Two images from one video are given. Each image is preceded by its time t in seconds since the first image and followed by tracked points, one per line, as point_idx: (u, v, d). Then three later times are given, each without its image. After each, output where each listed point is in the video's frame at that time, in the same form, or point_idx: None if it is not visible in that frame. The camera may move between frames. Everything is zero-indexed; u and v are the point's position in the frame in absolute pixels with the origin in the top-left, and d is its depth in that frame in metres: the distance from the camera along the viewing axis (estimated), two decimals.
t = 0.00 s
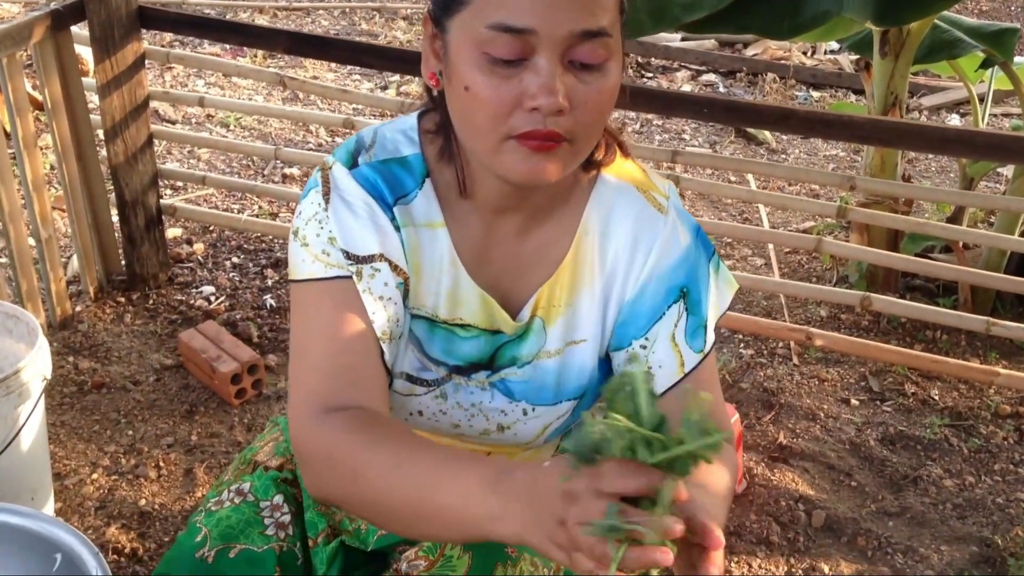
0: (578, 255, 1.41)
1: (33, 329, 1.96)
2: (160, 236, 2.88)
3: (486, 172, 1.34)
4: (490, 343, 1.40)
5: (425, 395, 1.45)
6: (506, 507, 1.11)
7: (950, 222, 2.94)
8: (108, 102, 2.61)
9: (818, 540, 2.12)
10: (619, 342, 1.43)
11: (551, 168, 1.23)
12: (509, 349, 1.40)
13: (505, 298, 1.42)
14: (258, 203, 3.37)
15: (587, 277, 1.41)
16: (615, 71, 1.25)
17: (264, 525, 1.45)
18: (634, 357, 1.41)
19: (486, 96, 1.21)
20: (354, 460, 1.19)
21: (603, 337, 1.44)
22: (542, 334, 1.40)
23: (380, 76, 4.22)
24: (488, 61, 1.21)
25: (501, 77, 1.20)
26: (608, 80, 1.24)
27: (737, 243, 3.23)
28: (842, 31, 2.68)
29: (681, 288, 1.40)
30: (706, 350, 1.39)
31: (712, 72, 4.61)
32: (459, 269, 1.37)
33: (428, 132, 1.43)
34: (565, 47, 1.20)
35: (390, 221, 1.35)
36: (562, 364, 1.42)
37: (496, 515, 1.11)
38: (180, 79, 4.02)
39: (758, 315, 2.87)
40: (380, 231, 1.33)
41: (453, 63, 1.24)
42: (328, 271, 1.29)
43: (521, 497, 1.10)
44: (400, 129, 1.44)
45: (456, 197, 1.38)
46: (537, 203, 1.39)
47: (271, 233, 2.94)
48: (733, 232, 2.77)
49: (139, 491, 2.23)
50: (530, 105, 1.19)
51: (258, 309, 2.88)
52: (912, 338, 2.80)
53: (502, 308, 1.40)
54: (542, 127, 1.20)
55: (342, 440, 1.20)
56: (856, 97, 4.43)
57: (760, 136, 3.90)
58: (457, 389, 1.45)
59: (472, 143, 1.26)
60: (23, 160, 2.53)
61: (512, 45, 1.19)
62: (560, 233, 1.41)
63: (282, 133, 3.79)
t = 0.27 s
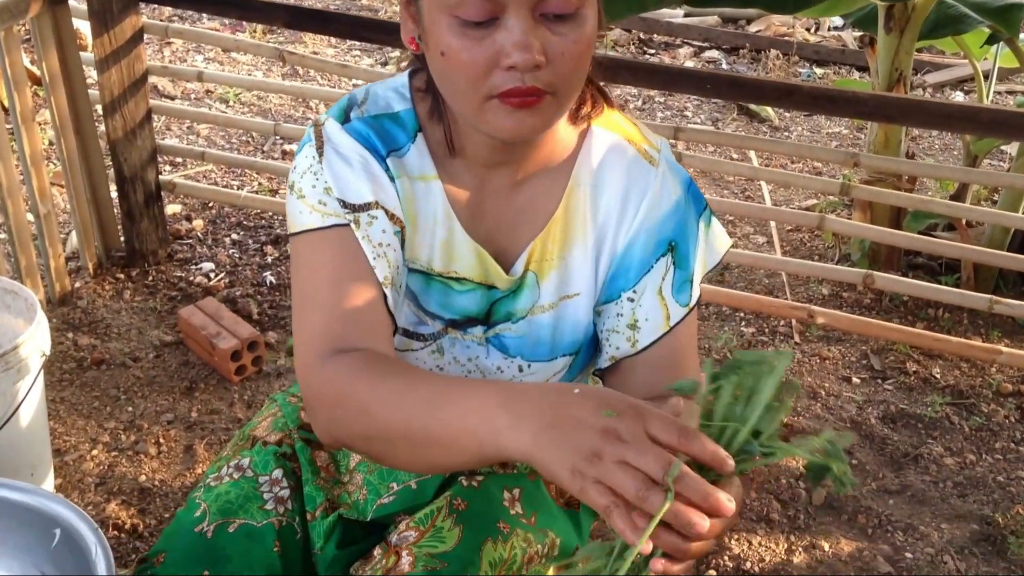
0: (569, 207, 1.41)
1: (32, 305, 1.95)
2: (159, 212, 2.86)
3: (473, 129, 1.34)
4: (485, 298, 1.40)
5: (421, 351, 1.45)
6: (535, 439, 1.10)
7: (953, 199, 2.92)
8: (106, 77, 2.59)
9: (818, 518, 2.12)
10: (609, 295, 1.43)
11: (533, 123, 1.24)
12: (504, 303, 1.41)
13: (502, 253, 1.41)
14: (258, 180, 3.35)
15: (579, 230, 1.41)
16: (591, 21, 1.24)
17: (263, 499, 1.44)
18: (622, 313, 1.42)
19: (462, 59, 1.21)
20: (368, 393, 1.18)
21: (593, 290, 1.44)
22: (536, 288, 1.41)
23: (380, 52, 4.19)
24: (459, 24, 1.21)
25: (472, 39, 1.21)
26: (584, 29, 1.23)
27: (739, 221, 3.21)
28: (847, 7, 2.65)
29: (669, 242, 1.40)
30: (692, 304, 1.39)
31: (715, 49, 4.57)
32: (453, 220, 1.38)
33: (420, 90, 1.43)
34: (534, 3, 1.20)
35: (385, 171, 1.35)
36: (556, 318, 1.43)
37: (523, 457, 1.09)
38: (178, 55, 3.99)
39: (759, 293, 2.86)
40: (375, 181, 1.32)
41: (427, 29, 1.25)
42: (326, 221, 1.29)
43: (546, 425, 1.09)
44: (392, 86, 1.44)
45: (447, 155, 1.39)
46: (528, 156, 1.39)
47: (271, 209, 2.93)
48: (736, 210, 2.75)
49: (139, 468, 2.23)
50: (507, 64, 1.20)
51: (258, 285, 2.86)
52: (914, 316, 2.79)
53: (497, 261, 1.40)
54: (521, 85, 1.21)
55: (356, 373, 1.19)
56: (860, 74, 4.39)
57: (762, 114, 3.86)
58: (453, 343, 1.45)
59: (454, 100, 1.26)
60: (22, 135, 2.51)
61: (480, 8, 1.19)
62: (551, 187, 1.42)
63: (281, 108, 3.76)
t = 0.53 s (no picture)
0: (563, 177, 1.41)
1: (29, 280, 1.94)
2: (158, 188, 2.84)
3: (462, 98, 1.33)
4: (477, 270, 1.39)
5: (413, 325, 1.43)
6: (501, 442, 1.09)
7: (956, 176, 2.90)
8: (103, 50, 2.57)
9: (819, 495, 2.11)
10: (604, 265, 1.45)
11: (524, 90, 1.22)
12: (497, 274, 1.39)
13: (494, 225, 1.41)
14: (257, 155, 3.32)
15: (573, 201, 1.41)
16: None
17: (261, 475, 1.44)
18: (620, 282, 1.44)
19: (452, 25, 1.19)
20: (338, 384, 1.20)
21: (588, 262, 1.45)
22: (529, 260, 1.40)
23: (380, 27, 4.15)
24: None
25: (462, 4, 1.18)
26: None
27: (741, 198, 3.19)
28: None
29: (665, 209, 1.43)
30: (689, 272, 1.44)
31: (717, 25, 4.52)
32: (442, 192, 1.36)
33: (408, 62, 1.42)
34: None
35: (371, 144, 1.34)
36: (550, 289, 1.42)
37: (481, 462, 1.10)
38: (176, 29, 3.95)
39: (761, 270, 2.84)
40: (361, 153, 1.32)
41: None
42: (311, 196, 1.29)
43: (502, 436, 1.09)
44: (380, 59, 1.44)
45: (435, 127, 1.38)
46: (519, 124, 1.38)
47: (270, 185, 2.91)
48: (738, 186, 2.73)
49: (139, 444, 2.22)
50: (495, 28, 1.18)
51: (257, 261, 2.85)
52: (916, 294, 2.78)
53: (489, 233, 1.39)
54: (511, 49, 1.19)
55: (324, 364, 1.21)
56: (864, 50, 4.35)
57: (765, 90, 3.83)
58: (445, 317, 1.43)
59: (444, 69, 1.24)
60: (19, 110, 2.49)
61: None
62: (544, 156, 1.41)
63: (280, 83, 3.73)
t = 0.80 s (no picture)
0: (563, 153, 1.39)
1: (29, 255, 1.93)
2: (158, 163, 2.82)
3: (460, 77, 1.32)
4: (475, 248, 1.36)
5: (410, 304, 1.41)
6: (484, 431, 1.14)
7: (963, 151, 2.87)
8: (103, 24, 2.54)
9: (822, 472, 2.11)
10: (606, 245, 1.42)
11: (521, 74, 1.22)
12: (496, 253, 1.37)
13: (493, 202, 1.38)
14: (258, 130, 3.30)
15: (573, 179, 1.39)
16: None
17: (263, 451, 1.44)
18: (621, 263, 1.41)
19: (451, 4, 1.17)
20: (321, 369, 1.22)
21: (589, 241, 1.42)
22: (529, 238, 1.37)
23: (381, 0, 4.10)
24: None
25: None
26: None
27: (745, 173, 3.16)
28: None
29: (670, 188, 1.41)
30: (695, 252, 1.41)
31: None
32: (436, 170, 1.34)
33: (407, 35, 1.41)
34: None
35: (364, 122, 1.33)
36: (550, 268, 1.40)
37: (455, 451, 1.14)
38: (176, 3, 3.91)
39: (765, 246, 2.82)
40: (353, 133, 1.31)
41: None
42: (299, 173, 1.29)
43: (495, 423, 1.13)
44: (380, 32, 1.42)
45: (434, 102, 1.37)
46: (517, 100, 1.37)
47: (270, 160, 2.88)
48: (743, 161, 2.71)
49: (141, 419, 2.22)
50: (494, 12, 1.16)
51: (258, 237, 2.83)
52: (921, 270, 2.76)
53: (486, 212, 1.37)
54: (509, 34, 1.18)
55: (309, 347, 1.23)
56: (870, 24, 4.30)
57: (770, 65, 3.79)
58: (442, 296, 1.40)
59: (441, 49, 1.23)
60: (18, 83, 2.47)
61: None
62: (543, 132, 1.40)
63: (281, 58, 3.69)
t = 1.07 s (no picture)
0: (560, 123, 1.37)
1: (22, 230, 1.90)
2: (153, 137, 2.79)
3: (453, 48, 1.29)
4: (469, 218, 1.34)
5: (403, 276, 1.38)
6: (469, 425, 1.15)
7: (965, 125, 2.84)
8: None
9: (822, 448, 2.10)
10: (605, 215, 1.40)
11: (513, 47, 1.19)
12: (490, 222, 1.35)
13: (487, 169, 1.36)
14: (254, 104, 3.26)
15: (571, 147, 1.37)
16: None
17: (258, 427, 1.41)
18: (622, 232, 1.39)
19: None
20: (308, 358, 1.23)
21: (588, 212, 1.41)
22: (525, 207, 1.35)
23: None
24: None
25: None
26: None
27: (746, 148, 3.13)
28: None
29: (670, 156, 1.39)
30: (696, 221, 1.40)
31: None
32: (427, 139, 1.32)
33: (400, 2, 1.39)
34: None
35: (353, 92, 1.31)
36: (546, 238, 1.38)
37: (439, 439, 1.16)
38: None
39: (766, 222, 2.80)
40: (341, 104, 1.29)
41: None
42: (286, 149, 1.28)
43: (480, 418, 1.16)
44: None
45: (428, 70, 1.35)
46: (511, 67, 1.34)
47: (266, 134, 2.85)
48: (744, 136, 2.68)
49: (137, 395, 2.21)
50: None
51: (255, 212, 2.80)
52: (922, 246, 2.74)
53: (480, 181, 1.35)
54: (500, 9, 1.15)
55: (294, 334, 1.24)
56: None
57: (771, 39, 3.75)
58: (435, 267, 1.37)
59: (432, 22, 1.20)
60: (11, 56, 2.43)
61: None
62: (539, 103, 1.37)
63: (277, 31, 3.65)
